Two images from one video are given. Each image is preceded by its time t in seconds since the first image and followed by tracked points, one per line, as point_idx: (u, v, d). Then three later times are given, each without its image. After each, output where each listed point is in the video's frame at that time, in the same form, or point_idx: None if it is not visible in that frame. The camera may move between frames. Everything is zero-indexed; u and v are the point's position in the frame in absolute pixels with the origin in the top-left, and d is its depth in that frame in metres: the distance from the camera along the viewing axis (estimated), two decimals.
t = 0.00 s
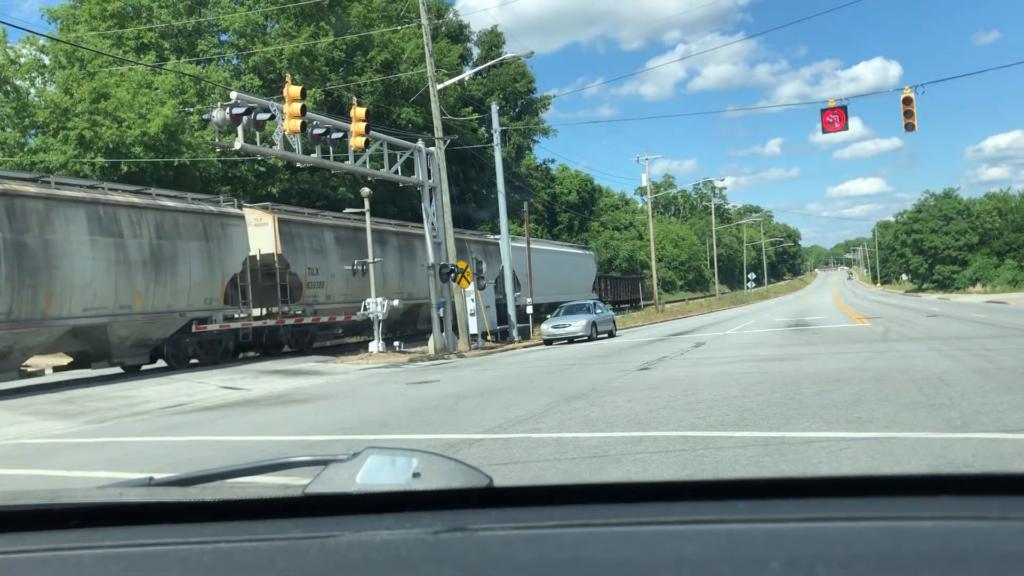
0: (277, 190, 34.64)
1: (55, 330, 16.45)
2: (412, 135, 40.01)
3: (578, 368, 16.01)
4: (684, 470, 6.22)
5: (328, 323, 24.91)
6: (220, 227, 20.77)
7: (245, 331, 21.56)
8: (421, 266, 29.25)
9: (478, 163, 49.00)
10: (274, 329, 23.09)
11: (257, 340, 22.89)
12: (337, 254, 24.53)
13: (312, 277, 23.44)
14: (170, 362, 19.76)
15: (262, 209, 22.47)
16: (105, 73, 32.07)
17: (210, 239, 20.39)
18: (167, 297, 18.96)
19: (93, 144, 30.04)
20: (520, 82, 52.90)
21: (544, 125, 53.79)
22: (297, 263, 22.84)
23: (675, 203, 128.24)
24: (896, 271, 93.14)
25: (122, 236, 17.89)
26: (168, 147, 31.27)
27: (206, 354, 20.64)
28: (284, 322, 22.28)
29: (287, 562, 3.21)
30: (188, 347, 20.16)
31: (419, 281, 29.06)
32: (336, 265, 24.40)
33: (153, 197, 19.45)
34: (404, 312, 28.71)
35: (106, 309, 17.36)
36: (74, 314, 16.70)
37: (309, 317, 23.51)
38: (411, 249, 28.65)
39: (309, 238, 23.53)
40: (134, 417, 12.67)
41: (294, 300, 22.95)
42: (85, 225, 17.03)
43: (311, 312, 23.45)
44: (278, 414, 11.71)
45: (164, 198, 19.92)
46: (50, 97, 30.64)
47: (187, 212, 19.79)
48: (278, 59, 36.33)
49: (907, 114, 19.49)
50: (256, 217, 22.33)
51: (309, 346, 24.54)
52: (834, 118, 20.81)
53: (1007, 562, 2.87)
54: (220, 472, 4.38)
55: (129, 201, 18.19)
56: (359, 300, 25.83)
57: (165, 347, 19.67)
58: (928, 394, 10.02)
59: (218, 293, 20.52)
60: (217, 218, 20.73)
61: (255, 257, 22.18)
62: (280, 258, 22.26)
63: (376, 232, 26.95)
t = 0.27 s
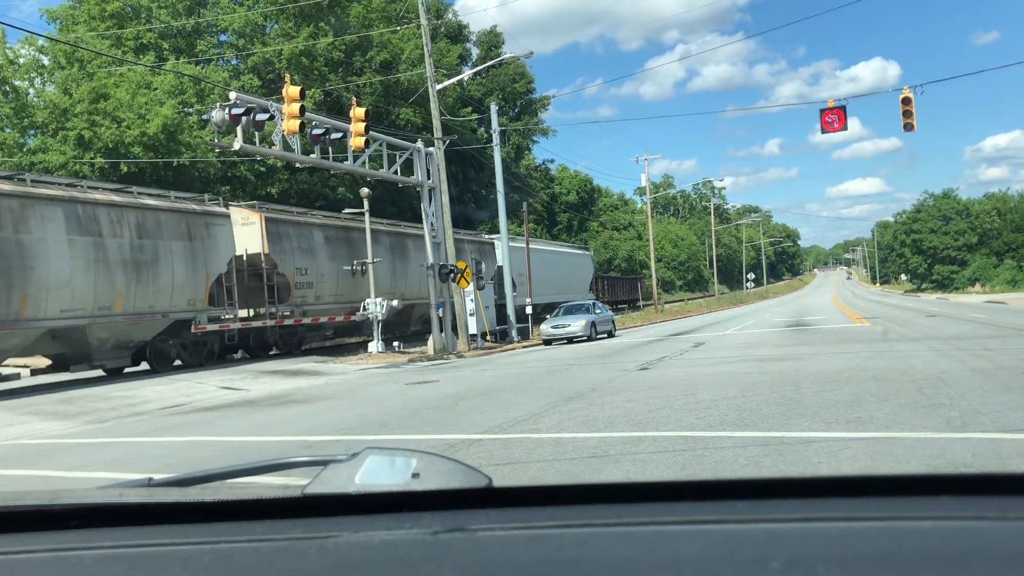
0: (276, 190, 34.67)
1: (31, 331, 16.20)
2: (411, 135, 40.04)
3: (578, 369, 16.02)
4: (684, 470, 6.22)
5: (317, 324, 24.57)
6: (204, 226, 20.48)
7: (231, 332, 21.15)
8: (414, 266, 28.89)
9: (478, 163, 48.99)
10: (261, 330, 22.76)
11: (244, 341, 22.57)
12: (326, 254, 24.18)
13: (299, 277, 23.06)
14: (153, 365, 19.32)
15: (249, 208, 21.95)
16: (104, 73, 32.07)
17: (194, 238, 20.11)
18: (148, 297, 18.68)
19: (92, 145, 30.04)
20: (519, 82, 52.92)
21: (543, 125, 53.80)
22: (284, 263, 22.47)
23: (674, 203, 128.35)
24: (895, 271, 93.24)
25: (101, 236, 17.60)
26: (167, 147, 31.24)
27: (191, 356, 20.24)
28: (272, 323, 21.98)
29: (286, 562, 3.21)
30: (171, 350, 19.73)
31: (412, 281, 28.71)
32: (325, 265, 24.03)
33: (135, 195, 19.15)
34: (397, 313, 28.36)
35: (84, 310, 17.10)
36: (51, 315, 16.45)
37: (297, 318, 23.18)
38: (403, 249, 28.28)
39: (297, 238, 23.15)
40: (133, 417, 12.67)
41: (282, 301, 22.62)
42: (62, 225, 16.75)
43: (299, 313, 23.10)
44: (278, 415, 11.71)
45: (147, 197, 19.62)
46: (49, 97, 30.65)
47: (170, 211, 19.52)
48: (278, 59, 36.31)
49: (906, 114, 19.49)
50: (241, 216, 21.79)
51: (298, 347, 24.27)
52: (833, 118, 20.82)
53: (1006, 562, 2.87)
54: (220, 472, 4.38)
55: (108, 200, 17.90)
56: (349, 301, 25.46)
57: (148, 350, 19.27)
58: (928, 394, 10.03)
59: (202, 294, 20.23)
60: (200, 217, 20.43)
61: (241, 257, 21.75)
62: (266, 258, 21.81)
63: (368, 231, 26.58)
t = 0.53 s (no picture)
0: (276, 191, 34.74)
1: (6, 334, 15.63)
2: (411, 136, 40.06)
3: (577, 369, 16.02)
4: (682, 470, 6.21)
5: (306, 326, 24.18)
6: (188, 226, 19.98)
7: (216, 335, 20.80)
8: (407, 267, 28.56)
9: (477, 164, 49.00)
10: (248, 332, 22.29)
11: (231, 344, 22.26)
12: (315, 254, 23.82)
13: (287, 278, 22.69)
14: (134, 368, 18.78)
15: (235, 207, 21.76)
16: (104, 74, 32.07)
17: (177, 238, 19.60)
18: (130, 299, 18.13)
19: (92, 145, 30.05)
20: (518, 83, 52.97)
21: (543, 126, 53.81)
22: (272, 264, 22.09)
23: (673, 204, 128.55)
24: (894, 272, 93.35)
25: (80, 236, 17.05)
26: (167, 148, 31.21)
27: (173, 360, 19.63)
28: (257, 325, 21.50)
29: (286, 562, 3.21)
30: (154, 352, 19.16)
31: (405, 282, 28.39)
32: (314, 266, 23.69)
33: (117, 194, 18.62)
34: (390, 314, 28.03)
35: (62, 312, 16.53)
36: (27, 317, 15.87)
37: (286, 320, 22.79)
38: (396, 249, 27.94)
39: (285, 238, 22.79)
40: (133, 418, 12.66)
41: (270, 302, 22.24)
42: (39, 223, 16.18)
43: (287, 314, 22.74)
44: (277, 416, 11.70)
45: (129, 195, 19.09)
46: (49, 97, 30.67)
47: (153, 210, 18.99)
48: (277, 59, 36.30)
49: (905, 114, 19.50)
50: (229, 215, 21.61)
51: (286, 348, 23.72)
52: (832, 119, 20.84)
53: (1005, 562, 2.87)
54: (220, 472, 4.38)
55: (88, 199, 17.35)
56: (340, 302, 25.08)
57: (128, 353, 18.78)
58: (928, 394, 10.03)
59: (186, 295, 19.71)
60: (184, 216, 19.94)
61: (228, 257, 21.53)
62: (254, 258, 21.44)
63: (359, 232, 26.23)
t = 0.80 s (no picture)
0: (276, 192, 34.81)
1: None
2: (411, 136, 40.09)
3: (577, 370, 16.01)
4: (682, 471, 6.22)
5: (296, 328, 23.86)
6: (172, 225, 19.44)
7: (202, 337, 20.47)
8: (400, 267, 28.27)
9: (477, 165, 49.00)
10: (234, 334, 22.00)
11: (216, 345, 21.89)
12: (305, 254, 23.51)
13: (276, 279, 22.37)
14: (116, 372, 18.28)
15: (222, 207, 21.54)
16: (103, 75, 32.06)
17: (161, 238, 19.05)
18: (110, 301, 17.61)
19: (91, 146, 30.06)
20: (518, 84, 53.02)
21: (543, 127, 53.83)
22: (259, 265, 21.76)
23: (673, 205, 128.69)
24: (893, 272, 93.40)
25: (59, 236, 16.48)
26: (166, 149, 31.16)
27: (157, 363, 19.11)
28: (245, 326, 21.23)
29: (286, 563, 3.21)
30: (136, 355, 18.64)
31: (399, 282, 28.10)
32: (304, 267, 23.35)
33: (97, 192, 18.01)
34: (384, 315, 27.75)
35: (39, 315, 15.98)
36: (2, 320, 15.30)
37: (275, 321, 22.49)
38: (388, 250, 27.66)
39: (273, 238, 22.48)
40: (132, 419, 12.66)
41: (257, 303, 21.98)
42: (15, 223, 15.60)
43: (276, 316, 22.42)
44: (277, 417, 11.69)
45: (110, 193, 18.49)
46: (49, 99, 30.69)
47: (135, 209, 18.41)
48: (277, 60, 36.31)
49: (905, 114, 19.51)
50: (216, 215, 21.39)
51: (275, 351, 23.36)
52: (832, 120, 20.85)
53: (1004, 562, 2.87)
54: (220, 474, 4.38)
55: (66, 198, 16.75)
56: (331, 303, 24.76)
57: (109, 356, 18.24)
58: (928, 394, 10.04)
59: (170, 297, 19.21)
60: (168, 216, 19.37)
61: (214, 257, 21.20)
62: (241, 259, 21.18)
63: (350, 232, 25.97)
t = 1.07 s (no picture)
0: (277, 193, 34.93)
1: None
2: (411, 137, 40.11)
3: (578, 371, 15.99)
4: (682, 471, 6.23)
5: (285, 330, 23.31)
6: (155, 225, 18.84)
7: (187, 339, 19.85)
8: (393, 268, 27.79)
9: (477, 165, 49.01)
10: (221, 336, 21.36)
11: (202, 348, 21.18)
12: (294, 255, 22.95)
13: (263, 279, 21.79)
14: (96, 376, 17.51)
15: (209, 206, 20.99)
16: (103, 77, 32.04)
17: (143, 238, 18.46)
18: (90, 303, 17.01)
19: (91, 148, 30.06)
20: (517, 85, 53.06)
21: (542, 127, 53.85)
22: (247, 266, 21.21)
23: (673, 205, 128.81)
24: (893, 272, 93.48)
25: (35, 236, 15.92)
26: (166, 151, 31.15)
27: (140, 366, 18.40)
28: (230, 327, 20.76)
29: (286, 565, 3.21)
30: (118, 359, 17.92)
31: (391, 283, 27.64)
32: (292, 267, 22.73)
33: (77, 191, 17.44)
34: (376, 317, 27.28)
35: (14, 317, 15.38)
36: None
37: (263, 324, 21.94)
38: (381, 250, 27.17)
39: (261, 238, 21.92)
40: (132, 421, 12.65)
41: (245, 305, 21.44)
42: None
43: (264, 318, 21.86)
44: (277, 418, 11.69)
45: (90, 192, 17.92)
46: (49, 100, 30.74)
47: (116, 209, 17.84)
48: (276, 62, 36.33)
49: (904, 114, 19.52)
50: (202, 215, 20.86)
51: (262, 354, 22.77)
52: (832, 120, 20.86)
53: (1005, 562, 2.88)
54: (221, 475, 4.37)
55: (43, 197, 16.20)
56: (321, 305, 24.22)
57: (91, 360, 17.46)
58: (927, 394, 10.05)
59: (153, 299, 18.60)
60: (151, 216, 18.78)
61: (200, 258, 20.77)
62: (227, 259, 20.65)
63: (341, 232, 25.46)
